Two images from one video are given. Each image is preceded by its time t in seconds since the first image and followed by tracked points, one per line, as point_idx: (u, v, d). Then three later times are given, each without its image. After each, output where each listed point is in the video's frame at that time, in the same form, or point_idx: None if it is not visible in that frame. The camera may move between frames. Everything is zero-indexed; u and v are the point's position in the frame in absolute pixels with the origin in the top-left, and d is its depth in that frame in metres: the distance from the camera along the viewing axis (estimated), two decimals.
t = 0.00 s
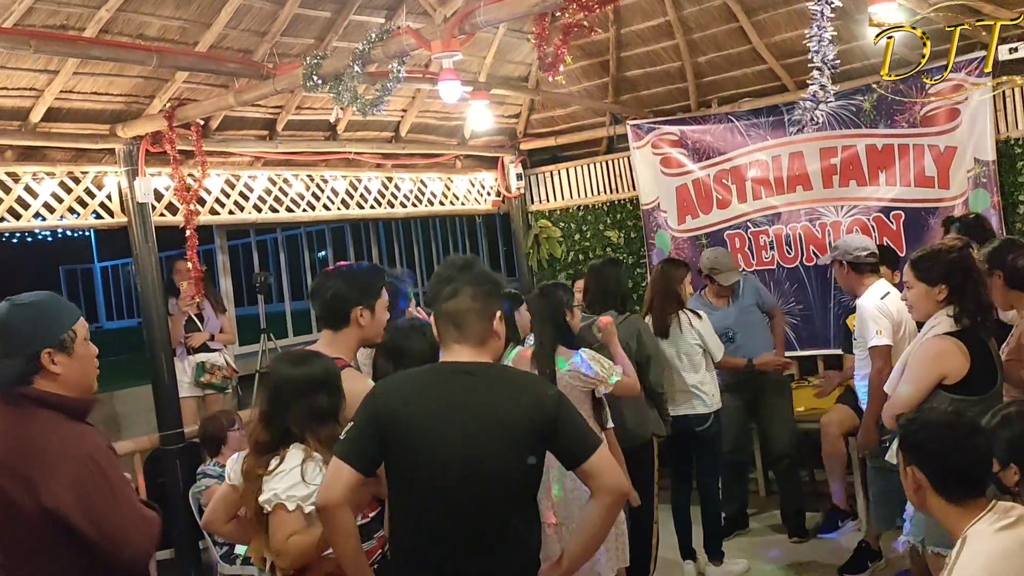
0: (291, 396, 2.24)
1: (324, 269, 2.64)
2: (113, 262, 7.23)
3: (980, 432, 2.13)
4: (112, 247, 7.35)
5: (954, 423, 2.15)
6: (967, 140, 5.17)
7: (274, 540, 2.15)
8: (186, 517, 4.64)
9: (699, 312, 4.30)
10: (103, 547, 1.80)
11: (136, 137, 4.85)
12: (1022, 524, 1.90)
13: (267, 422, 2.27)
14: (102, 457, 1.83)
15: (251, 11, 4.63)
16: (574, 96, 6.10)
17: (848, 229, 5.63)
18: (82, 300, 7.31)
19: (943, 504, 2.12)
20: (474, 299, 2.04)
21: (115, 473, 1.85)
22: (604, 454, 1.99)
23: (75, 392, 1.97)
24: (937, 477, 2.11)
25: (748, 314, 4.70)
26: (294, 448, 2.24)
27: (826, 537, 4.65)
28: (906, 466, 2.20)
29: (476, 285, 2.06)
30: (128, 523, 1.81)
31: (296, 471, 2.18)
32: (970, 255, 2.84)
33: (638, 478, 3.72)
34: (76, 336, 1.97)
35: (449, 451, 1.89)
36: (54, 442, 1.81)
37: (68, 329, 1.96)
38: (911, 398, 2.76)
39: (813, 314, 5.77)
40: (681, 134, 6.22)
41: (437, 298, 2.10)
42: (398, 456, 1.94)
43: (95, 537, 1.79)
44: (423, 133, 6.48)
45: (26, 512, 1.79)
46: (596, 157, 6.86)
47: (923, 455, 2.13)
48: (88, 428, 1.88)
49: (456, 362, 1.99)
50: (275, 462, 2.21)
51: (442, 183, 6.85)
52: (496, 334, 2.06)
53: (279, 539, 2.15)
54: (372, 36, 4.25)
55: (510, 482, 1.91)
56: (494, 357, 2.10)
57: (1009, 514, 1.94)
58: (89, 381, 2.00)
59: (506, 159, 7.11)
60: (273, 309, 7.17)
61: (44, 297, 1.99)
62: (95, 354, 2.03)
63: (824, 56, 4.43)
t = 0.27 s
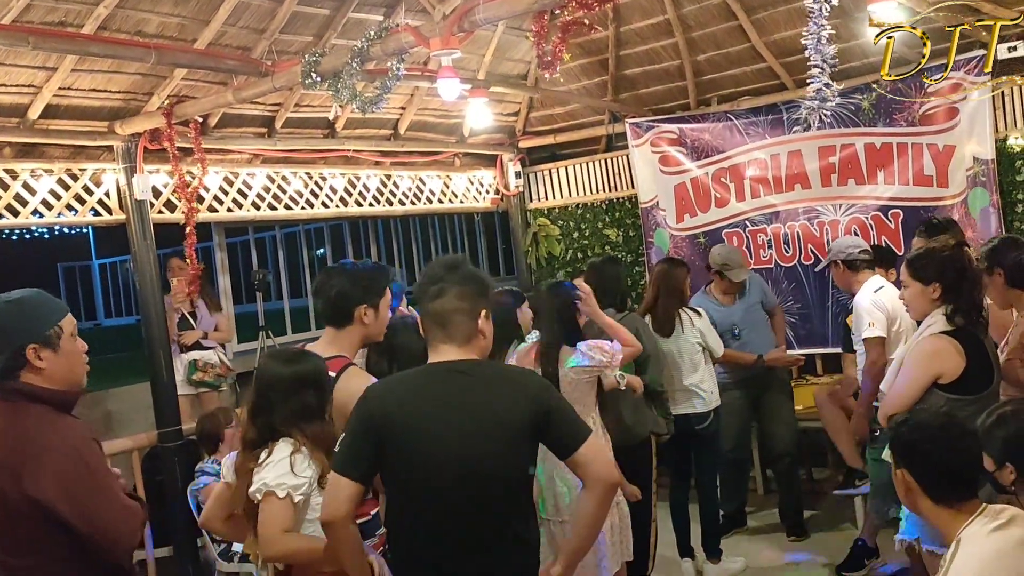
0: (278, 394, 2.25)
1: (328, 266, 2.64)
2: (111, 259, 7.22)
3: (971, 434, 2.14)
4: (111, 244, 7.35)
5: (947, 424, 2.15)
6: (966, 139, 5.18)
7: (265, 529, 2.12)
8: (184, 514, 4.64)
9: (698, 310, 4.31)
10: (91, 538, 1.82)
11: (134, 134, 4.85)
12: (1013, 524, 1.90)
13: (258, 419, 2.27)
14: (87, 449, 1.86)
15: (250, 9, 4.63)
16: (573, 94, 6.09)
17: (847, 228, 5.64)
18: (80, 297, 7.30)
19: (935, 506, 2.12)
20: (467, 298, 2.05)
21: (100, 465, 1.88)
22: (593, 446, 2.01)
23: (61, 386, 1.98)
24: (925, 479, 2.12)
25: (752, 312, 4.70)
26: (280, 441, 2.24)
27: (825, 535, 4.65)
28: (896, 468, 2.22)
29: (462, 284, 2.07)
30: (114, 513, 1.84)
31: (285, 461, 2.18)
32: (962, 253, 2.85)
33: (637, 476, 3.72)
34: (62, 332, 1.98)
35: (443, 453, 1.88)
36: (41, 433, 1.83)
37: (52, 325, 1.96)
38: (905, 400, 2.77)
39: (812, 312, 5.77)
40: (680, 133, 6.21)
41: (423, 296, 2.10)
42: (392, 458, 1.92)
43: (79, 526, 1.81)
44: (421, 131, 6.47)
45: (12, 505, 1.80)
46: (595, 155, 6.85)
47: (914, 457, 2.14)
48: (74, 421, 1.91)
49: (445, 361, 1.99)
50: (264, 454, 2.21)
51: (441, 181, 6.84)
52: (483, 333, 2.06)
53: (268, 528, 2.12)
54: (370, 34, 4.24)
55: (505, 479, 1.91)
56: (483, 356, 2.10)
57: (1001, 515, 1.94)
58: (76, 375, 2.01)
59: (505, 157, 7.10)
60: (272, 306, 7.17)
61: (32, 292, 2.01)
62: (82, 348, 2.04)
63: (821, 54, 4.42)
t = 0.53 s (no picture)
0: (274, 392, 2.25)
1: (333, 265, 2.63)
2: (111, 257, 7.22)
3: (965, 435, 2.14)
4: (110, 242, 7.34)
5: (943, 425, 2.16)
6: (966, 137, 5.18)
7: (283, 530, 2.16)
8: (183, 512, 4.64)
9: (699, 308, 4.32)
10: (91, 530, 1.82)
11: (133, 132, 4.84)
12: (1011, 525, 1.90)
13: (252, 419, 2.27)
14: (88, 443, 1.86)
15: (250, 6, 4.62)
16: (572, 93, 6.09)
17: (846, 227, 5.65)
18: (80, 295, 7.30)
19: (933, 507, 2.13)
20: (459, 297, 2.05)
21: (102, 459, 1.88)
22: (585, 445, 2.00)
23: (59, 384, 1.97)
24: (919, 482, 2.13)
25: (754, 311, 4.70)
26: (271, 441, 2.24)
27: (824, 533, 4.65)
28: (891, 472, 2.23)
29: (452, 283, 2.06)
30: (115, 506, 1.84)
31: (287, 460, 2.20)
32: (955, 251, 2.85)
33: (635, 475, 3.73)
34: (59, 330, 1.98)
35: (435, 455, 1.89)
36: (40, 429, 1.83)
37: (50, 322, 1.96)
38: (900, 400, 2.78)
39: (810, 311, 5.78)
40: (679, 131, 6.22)
41: (414, 294, 2.08)
42: (384, 460, 1.94)
43: (80, 519, 1.81)
44: (421, 129, 6.47)
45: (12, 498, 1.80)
46: (595, 154, 6.85)
47: (910, 459, 2.14)
48: (75, 416, 1.91)
49: (435, 361, 1.98)
50: (260, 454, 2.21)
51: (440, 179, 6.83)
52: (473, 331, 2.06)
53: (286, 527, 2.16)
54: (370, 32, 4.23)
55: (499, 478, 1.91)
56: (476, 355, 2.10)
57: (999, 516, 1.95)
58: (74, 375, 2.00)
59: (505, 155, 7.10)
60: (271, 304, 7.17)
61: (31, 290, 2.01)
62: (82, 347, 2.04)
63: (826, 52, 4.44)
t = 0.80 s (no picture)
0: (271, 390, 2.26)
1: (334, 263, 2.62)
2: (109, 256, 7.22)
3: (961, 433, 2.14)
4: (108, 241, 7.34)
5: (939, 424, 2.16)
6: (964, 135, 5.18)
7: (273, 534, 2.14)
8: (181, 510, 4.64)
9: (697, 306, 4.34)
10: (100, 529, 1.81)
11: (131, 130, 4.83)
12: (1009, 522, 1.90)
13: (246, 418, 2.27)
14: (95, 441, 1.85)
15: (247, 4, 4.62)
16: (570, 90, 6.09)
17: (844, 224, 5.64)
18: (78, 294, 7.29)
19: (930, 507, 2.12)
20: (452, 293, 2.05)
21: (110, 457, 1.87)
22: (576, 448, 1.99)
23: (65, 382, 2.00)
24: (917, 480, 2.13)
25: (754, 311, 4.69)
26: (255, 443, 2.23)
27: (821, 531, 4.65)
28: (889, 471, 2.23)
29: (444, 279, 2.06)
30: (123, 504, 1.83)
31: (273, 464, 2.18)
32: (943, 249, 2.85)
33: (633, 472, 3.73)
34: (65, 329, 2.00)
35: (424, 453, 1.88)
36: (46, 428, 1.83)
37: (55, 321, 1.99)
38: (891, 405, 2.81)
39: (808, 309, 5.78)
40: (677, 129, 6.21)
41: (400, 290, 2.06)
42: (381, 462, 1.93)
43: (88, 519, 1.80)
44: (419, 127, 6.46)
45: (21, 498, 1.80)
46: (593, 152, 6.85)
47: (906, 458, 2.14)
48: (82, 414, 1.90)
49: (428, 359, 1.97)
50: (246, 459, 2.19)
51: (438, 177, 6.83)
52: (466, 325, 2.07)
53: (274, 531, 2.14)
54: (368, 30, 4.23)
55: (496, 474, 1.92)
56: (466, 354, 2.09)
57: (997, 514, 1.94)
58: (80, 372, 2.03)
59: (503, 153, 7.10)
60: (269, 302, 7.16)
61: (36, 289, 2.04)
62: (88, 344, 2.06)
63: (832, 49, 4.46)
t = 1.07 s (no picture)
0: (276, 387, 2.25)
1: (331, 264, 2.62)
2: (105, 255, 7.20)
3: (957, 433, 2.14)
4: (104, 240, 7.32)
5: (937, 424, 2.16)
6: (960, 135, 5.19)
7: (263, 543, 2.12)
8: (177, 511, 4.64)
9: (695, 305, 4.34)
10: (109, 535, 1.83)
11: (127, 130, 4.82)
12: (1006, 523, 1.90)
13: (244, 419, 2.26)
14: (105, 448, 1.87)
15: (244, 4, 4.61)
16: (567, 90, 6.08)
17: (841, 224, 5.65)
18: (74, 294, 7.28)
19: (927, 507, 2.13)
20: (432, 294, 2.03)
21: (119, 463, 1.89)
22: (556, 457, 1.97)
23: (74, 385, 2.00)
24: (914, 481, 2.13)
25: (749, 311, 4.70)
26: (247, 449, 2.22)
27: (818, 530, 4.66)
28: (886, 472, 2.23)
29: (423, 281, 2.04)
30: (133, 511, 1.85)
31: (262, 471, 2.16)
32: (934, 249, 2.81)
33: (630, 472, 3.73)
34: (75, 331, 1.99)
35: (399, 456, 1.93)
36: (56, 433, 1.83)
37: (66, 323, 1.98)
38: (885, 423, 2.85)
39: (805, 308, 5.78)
40: (674, 128, 6.21)
41: (384, 292, 2.05)
42: (370, 470, 1.98)
43: (98, 526, 1.82)
44: (415, 127, 6.46)
45: (30, 503, 1.81)
46: (590, 151, 6.85)
47: (903, 460, 2.14)
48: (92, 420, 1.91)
49: (410, 363, 1.99)
50: (236, 466, 2.17)
51: (435, 176, 6.82)
52: (447, 326, 2.07)
53: (264, 540, 2.12)
54: (365, 29, 4.22)
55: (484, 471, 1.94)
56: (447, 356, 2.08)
57: (993, 515, 1.94)
58: (90, 373, 2.03)
59: (500, 152, 7.09)
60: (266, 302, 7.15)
61: (48, 288, 2.03)
62: (99, 345, 2.06)
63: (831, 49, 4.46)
